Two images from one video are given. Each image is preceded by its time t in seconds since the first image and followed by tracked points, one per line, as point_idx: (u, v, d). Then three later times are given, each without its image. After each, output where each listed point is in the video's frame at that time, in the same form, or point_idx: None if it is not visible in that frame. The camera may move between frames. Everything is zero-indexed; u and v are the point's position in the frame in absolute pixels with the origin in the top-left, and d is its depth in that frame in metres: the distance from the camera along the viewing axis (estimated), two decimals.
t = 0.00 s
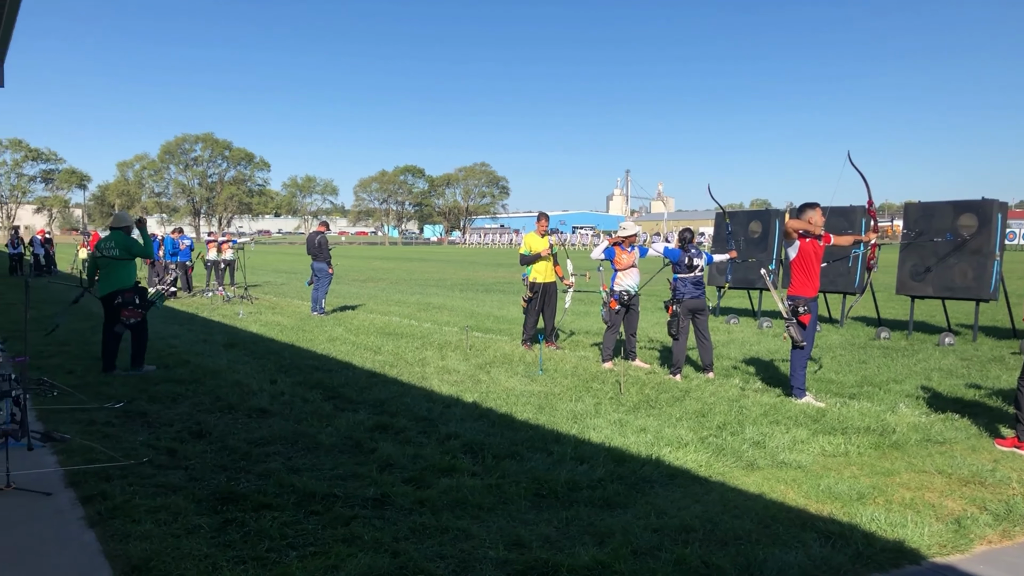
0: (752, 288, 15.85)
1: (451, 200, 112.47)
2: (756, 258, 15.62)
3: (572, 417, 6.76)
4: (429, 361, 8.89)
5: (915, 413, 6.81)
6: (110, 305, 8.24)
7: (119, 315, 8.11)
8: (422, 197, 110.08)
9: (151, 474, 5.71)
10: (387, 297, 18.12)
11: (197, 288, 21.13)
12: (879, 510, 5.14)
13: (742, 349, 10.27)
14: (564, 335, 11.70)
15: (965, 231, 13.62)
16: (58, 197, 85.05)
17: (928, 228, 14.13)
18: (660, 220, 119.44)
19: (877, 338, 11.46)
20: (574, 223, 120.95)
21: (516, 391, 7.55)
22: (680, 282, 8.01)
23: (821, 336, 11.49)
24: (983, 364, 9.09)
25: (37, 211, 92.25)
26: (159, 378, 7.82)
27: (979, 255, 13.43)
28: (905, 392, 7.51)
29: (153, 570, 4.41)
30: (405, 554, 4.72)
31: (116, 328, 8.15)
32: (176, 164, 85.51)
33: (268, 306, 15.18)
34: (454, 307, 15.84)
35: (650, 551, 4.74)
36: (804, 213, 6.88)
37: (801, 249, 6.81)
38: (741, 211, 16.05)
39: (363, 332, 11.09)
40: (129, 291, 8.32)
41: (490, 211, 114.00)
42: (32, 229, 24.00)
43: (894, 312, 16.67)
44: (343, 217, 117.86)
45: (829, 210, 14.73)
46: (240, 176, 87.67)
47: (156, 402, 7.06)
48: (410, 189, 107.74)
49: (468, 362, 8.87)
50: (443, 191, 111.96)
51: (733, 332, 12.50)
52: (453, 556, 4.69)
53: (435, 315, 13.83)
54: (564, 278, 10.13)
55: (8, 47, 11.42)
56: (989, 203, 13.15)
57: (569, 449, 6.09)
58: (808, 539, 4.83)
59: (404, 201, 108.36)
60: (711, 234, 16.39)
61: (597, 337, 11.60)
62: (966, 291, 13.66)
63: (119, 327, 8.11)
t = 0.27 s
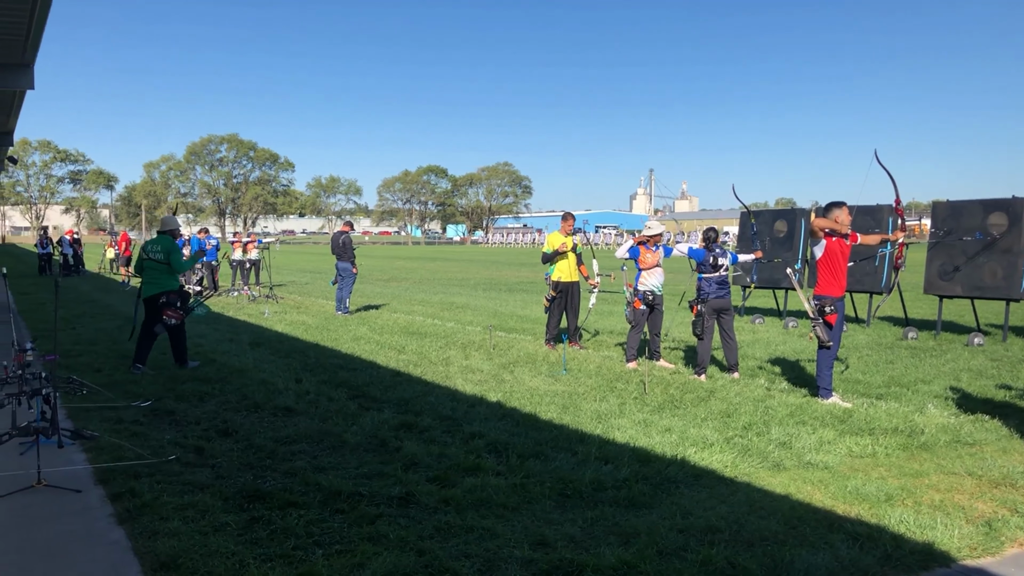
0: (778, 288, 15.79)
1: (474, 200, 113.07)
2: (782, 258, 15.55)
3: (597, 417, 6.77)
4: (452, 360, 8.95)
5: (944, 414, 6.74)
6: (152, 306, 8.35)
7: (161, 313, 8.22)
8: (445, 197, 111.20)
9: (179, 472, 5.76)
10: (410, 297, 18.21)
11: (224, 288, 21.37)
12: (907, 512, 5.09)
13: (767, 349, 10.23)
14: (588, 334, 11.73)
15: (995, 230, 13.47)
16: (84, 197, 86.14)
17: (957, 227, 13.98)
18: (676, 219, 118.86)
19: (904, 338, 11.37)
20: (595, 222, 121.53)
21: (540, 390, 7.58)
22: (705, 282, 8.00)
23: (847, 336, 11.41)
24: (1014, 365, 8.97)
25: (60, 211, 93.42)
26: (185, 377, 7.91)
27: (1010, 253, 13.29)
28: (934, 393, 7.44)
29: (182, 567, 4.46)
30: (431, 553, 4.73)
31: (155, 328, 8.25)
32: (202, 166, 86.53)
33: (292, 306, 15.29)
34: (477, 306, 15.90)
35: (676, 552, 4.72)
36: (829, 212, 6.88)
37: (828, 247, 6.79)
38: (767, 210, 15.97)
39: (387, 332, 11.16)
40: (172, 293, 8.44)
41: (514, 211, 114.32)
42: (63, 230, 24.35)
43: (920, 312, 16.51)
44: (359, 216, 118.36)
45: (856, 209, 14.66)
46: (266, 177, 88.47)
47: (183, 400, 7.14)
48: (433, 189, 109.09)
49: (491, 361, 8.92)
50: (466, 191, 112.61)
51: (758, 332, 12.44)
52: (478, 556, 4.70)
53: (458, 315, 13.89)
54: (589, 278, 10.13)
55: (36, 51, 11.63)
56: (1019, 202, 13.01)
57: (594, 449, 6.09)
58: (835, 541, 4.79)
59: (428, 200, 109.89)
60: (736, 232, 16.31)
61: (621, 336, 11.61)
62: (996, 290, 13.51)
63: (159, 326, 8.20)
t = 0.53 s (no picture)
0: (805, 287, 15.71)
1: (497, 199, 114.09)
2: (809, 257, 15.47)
3: (622, 417, 6.77)
4: (477, 359, 8.98)
5: (975, 415, 6.67)
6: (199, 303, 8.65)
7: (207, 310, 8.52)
8: (468, 197, 111.70)
9: (207, 469, 5.82)
10: (434, 296, 18.30)
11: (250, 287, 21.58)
12: (938, 514, 5.04)
13: (793, 349, 10.17)
14: (612, 334, 11.73)
15: None
16: (110, 196, 87.22)
17: (987, 226, 13.80)
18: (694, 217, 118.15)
19: (933, 338, 11.26)
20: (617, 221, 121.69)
21: (565, 389, 7.60)
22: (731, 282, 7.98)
23: (875, 335, 11.32)
24: None
25: (84, 209, 94.52)
26: (213, 375, 8.00)
27: None
28: (965, 394, 7.36)
29: (210, 563, 4.50)
30: (457, 551, 4.74)
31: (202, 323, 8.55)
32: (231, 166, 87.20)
33: (317, 304, 15.39)
34: (501, 305, 15.95)
35: (703, 552, 4.70)
36: (856, 211, 6.92)
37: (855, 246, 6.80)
38: (794, 208, 15.87)
39: (411, 330, 11.23)
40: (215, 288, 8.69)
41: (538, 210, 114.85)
42: (93, 229, 24.66)
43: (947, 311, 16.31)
44: (378, 215, 118.97)
45: (884, 207, 14.55)
46: (291, 177, 88.89)
47: (211, 398, 7.23)
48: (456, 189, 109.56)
49: (515, 360, 8.95)
50: (491, 190, 113.65)
51: (784, 331, 12.37)
52: (505, 554, 4.71)
53: (482, 314, 13.93)
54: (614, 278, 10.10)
55: (64, 53, 11.81)
56: None
57: (619, 448, 6.08)
58: (864, 542, 4.75)
59: (452, 200, 110.38)
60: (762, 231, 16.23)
61: (645, 336, 11.61)
62: None
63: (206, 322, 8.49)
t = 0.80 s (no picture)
0: (833, 286, 15.61)
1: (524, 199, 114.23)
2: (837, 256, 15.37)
3: (649, 416, 6.77)
4: (502, 358, 9.02)
5: (1008, 417, 6.59)
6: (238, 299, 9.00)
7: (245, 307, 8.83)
8: (496, 195, 111.47)
9: (236, 466, 5.88)
10: (459, 295, 18.37)
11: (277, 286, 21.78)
12: (970, 516, 4.98)
13: (822, 349, 10.11)
14: (637, 333, 11.74)
15: None
16: (136, 195, 88.23)
17: (1020, 224, 13.60)
18: (716, 215, 117.22)
19: (964, 337, 11.14)
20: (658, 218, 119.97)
21: (591, 389, 7.63)
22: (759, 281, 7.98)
23: (904, 335, 11.24)
24: None
25: (109, 209, 95.69)
26: (241, 372, 8.11)
27: None
28: (998, 395, 7.28)
29: (240, 559, 4.53)
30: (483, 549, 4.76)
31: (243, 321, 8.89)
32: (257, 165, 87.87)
33: (344, 303, 15.49)
34: (525, 304, 16.00)
35: (732, 552, 4.68)
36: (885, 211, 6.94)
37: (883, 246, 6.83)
38: (821, 206, 15.76)
39: (437, 329, 11.29)
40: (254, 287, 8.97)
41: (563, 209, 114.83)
42: (123, 230, 24.99)
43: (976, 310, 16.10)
44: (404, 215, 119.63)
45: (914, 206, 14.41)
46: (318, 177, 89.35)
47: (239, 395, 7.31)
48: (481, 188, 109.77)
49: (541, 359, 8.99)
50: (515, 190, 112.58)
51: (812, 331, 12.29)
52: (531, 553, 4.71)
53: (508, 313, 13.97)
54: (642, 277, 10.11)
55: (93, 56, 12.00)
56: None
57: (645, 448, 6.08)
58: (895, 544, 4.70)
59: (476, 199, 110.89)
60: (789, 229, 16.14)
61: (671, 335, 11.60)
62: None
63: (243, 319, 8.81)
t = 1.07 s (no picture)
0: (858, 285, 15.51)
1: (546, 198, 113.13)
2: (863, 255, 15.28)
3: (673, 416, 6.77)
4: (525, 357, 9.04)
5: None
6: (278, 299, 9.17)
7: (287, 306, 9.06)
8: (518, 195, 111.61)
9: (261, 464, 5.93)
10: (481, 294, 18.42)
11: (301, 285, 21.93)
12: (1000, 518, 4.93)
13: (847, 349, 10.04)
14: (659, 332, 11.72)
15: None
16: (159, 195, 89.15)
17: None
18: (756, 217, 116.88)
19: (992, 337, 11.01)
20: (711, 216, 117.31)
21: (614, 388, 7.63)
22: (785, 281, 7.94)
23: (931, 336, 11.13)
24: None
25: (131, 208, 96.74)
26: (266, 371, 8.19)
27: None
28: None
29: (266, 557, 4.56)
30: (508, 548, 4.76)
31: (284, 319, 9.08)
32: (280, 165, 88.28)
33: (367, 302, 15.59)
34: (548, 303, 16.02)
35: (757, 552, 4.66)
36: (914, 209, 6.92)
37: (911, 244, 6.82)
38: (848, 205, 15.65)
39: (459, 328, 11.32)
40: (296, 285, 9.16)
41: (585, 208, 114.60)
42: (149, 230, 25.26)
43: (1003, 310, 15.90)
44: (426, 214, 120.28)
45: (943, 205, 14.30)
46: (340, 176, 89.77)
47: (264, 394, 7.38)
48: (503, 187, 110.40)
49: (563, 358, 9.00)
50: (537, 189, 112.82)
51: (836, 331, 12.20)
52: (556, 552, 4.71)
53: (530, 312, 13.98)
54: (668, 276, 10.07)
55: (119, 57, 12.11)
56: None
57: (670, 448, 6.07)
58: (923, 546, 4.65)
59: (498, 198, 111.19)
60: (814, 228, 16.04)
61: (695, 335, 11.57)
62: None
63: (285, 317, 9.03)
